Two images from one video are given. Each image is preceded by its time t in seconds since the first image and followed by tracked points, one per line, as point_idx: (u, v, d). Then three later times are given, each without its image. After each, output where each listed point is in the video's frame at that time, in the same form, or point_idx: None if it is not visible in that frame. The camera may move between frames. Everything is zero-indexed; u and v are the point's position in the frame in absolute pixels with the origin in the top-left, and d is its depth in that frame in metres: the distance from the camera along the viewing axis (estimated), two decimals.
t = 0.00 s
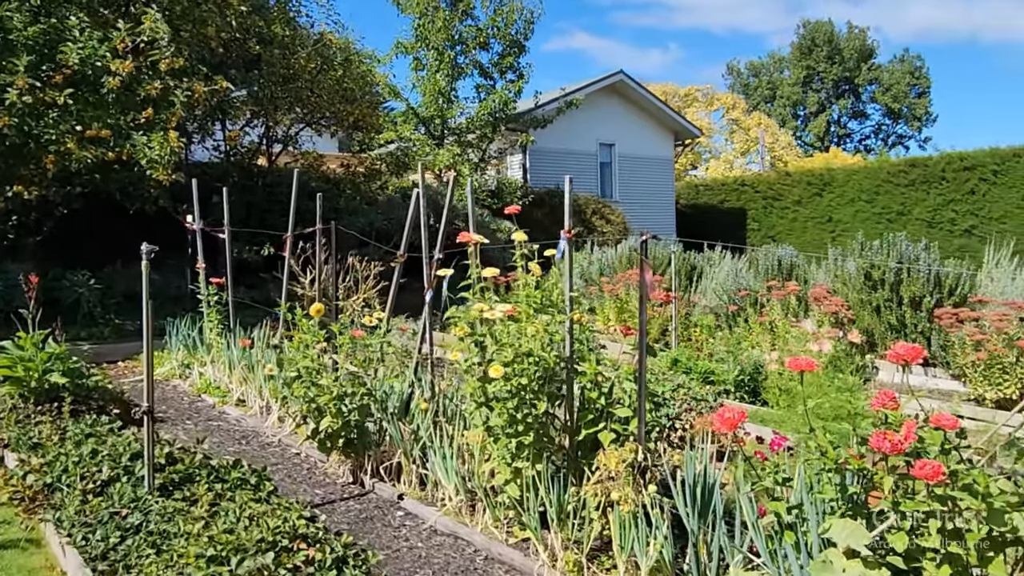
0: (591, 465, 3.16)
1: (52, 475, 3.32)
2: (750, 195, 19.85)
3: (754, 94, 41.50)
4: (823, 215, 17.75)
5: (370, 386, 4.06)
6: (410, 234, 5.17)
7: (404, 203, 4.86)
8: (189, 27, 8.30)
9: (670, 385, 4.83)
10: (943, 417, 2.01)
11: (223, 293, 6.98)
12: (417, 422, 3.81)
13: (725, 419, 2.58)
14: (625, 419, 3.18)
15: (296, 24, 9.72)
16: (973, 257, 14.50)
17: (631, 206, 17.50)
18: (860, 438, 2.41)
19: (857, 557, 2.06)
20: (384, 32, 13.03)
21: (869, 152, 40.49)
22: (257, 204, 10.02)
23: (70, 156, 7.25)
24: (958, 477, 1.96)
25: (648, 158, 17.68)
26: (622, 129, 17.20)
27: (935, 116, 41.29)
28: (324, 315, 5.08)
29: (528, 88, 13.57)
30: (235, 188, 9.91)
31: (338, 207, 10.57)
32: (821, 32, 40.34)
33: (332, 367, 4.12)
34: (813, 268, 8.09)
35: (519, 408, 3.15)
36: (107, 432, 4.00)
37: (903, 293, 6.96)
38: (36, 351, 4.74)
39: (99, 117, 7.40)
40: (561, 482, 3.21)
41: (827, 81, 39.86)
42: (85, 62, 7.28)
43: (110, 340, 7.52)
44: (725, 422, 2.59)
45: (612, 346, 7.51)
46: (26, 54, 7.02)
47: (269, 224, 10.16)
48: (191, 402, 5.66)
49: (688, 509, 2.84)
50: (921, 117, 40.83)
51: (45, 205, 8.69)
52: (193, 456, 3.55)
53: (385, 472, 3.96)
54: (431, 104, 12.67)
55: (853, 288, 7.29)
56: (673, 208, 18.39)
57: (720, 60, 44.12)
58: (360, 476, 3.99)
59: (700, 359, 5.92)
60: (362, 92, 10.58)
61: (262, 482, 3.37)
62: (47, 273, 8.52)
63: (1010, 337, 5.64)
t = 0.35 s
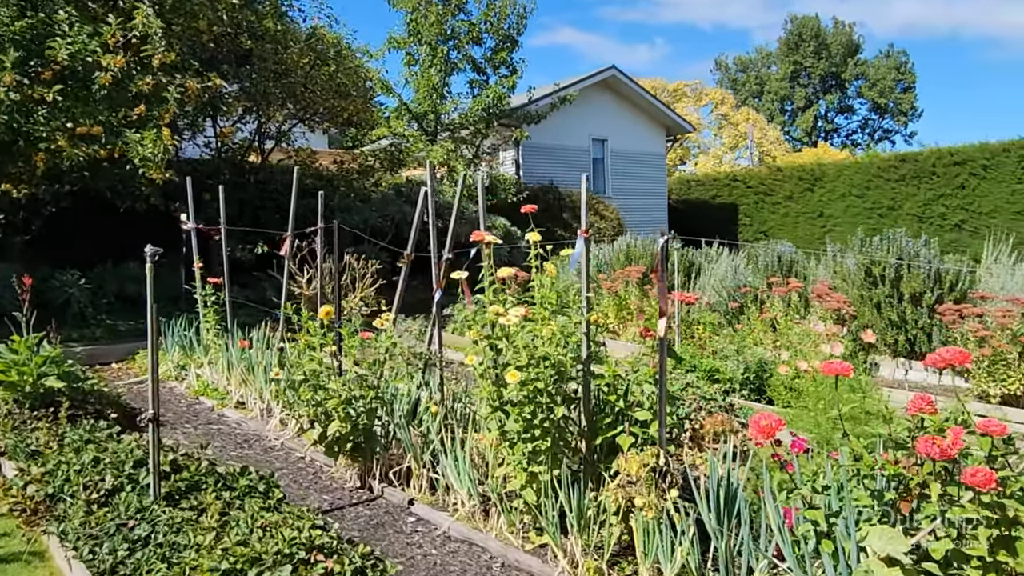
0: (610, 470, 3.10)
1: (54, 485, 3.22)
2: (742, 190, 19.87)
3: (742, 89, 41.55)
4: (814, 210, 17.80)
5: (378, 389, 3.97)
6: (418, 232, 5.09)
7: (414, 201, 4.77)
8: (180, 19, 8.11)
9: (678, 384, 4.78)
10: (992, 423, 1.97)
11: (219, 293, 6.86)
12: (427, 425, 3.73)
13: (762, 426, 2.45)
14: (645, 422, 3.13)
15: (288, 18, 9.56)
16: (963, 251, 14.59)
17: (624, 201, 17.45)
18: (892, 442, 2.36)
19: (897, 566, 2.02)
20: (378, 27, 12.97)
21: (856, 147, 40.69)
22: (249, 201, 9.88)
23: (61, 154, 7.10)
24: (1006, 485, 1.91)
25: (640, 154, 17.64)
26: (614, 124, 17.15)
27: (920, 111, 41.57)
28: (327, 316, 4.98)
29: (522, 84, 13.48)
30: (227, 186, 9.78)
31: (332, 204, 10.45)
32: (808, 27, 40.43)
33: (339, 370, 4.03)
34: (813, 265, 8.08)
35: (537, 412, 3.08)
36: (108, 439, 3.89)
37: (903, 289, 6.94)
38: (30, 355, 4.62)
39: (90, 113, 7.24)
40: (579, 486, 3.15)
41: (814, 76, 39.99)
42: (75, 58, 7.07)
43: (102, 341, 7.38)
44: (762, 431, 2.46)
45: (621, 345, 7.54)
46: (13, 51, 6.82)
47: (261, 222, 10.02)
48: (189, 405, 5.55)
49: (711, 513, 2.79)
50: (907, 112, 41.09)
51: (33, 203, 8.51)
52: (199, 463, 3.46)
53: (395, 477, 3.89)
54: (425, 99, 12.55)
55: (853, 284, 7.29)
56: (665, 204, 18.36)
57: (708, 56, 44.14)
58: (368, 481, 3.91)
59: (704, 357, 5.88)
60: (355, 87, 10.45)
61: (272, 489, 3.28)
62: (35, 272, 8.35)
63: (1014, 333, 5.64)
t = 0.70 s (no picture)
0: (628, 472, 3.03)
1: (58, 491, 3.13)
2: (736, 186, 19.86)
3: (733, 85, 41.58)
4: (808, 206, 17.82)
5: (387, 390, 3.89)
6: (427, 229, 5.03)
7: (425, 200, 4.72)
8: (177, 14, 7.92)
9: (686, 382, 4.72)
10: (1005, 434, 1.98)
11: (217, 291, 6.76)
12: (437, 427, 3.67)
13: (800, 428, 2.34)
14: (664, 424, 3.07)
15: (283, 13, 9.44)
16: (957, 246, 14.65)
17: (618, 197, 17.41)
18: (924, 443, 2.31)
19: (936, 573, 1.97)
20: (372, 21, 12.75)
21: (847, 143, 40.83)
22: (242, 198, 9.81)
23: (53, 150, 6.98)
24: None
25: (635, 150, 17.61)
26: (609, 120, 17.10)
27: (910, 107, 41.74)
28: (329, 315, 4.89)
29: (517, 80, 13.41)
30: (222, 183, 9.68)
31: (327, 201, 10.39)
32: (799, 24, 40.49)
33: (347, 371, 3.95)
34: (814, 261, 8.07)
35: (554, 414, 3.02)
36: (110, 443, 3.80)
37: (905, 285, 6.93)
38: (27, 357, 4.51)
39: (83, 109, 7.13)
40: (596, 489, 3.10)
41: (804, 72, 40.07)
42: (68, 52, 7.00)
43: (96, 341, 7.26)
44: (800, 433, 2.36)
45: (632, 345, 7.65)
46: (5, 45, 6.70)
47: (257, 220, 9.91)
48: (188, 406, 5.45)
49: (733, 515, 2.74)
50: (896, 108, 41.24)
51: (24, 201, 8.37)
52: (206, 467, 3.38)
53: (404, 479, 3.82)
54: (420, 95, 12.44)
55: (854, 280, 7.28)
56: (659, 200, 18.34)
57: (699, 52, 44.17)
58: (377, 484, 3.84)
59: (708, 355, 5.84)
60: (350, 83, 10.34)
61: (282, 494, 3.21)
62: (27, 271, 8.20)
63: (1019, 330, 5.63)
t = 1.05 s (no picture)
0: (647, 474, 2.95)
1: (61, 494, 3.04)
2: (738, 184, 19.77)
3: (733, 83, 41.48)
4: (811, 204, 17.75)
5: (396, 391, 3.80)
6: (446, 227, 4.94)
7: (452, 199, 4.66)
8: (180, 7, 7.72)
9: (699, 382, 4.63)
10: None
11: (220, 290, 6.66)
12: (448, 428, 3.59)
13: (835, 432, 2.26)
14: (685, 426, 2.98)
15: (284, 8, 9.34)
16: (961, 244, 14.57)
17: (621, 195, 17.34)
18: (962, 447, 2.23)
19: None
20: (374, 15, 12.72)
21: (847, 141, 40.74)
22: (242, 196, 9.74)
23: (53, 146, 6.90)
24: None
25: (637, 148, 17.53)
26: (612, 118, 17.01)
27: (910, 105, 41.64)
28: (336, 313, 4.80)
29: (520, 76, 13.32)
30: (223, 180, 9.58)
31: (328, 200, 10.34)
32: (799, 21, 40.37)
33: (355, 371, 3.86)
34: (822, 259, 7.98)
35: (571, 415, 2.93)
36: (113, 445, 3.71)
37: (916, 284, 6.84)
38: (28, 356, 4.43)
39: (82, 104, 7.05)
40: (614, 492, 3.01)
41: (805, 70, 39.96)
42: (67, 46, 6.92)
43: (97, 340, 7.17)
44: (835, 438, 2.27)
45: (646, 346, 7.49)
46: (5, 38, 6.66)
47: (258, 217, 9.81)
48: (191, 406, 5.36)
49: (757, 520, 2.67)
50: (897, 106, 41.15)
51: (24, 198, 8.27)
52: (213, 469, 3.30)
53: (414, 481, 3.74)
54: (423, 92, 12.35)
55: (864, 279, 7.20)
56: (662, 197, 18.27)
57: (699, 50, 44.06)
58: (386, 486, 3.75)
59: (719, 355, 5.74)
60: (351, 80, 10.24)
61: (290, 498, 3.13)
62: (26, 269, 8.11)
63: None
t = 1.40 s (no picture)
0: (681, 491, 2.79)
1: (65, 510, 2.90)
2: (749, 186, 19.57)
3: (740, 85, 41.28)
4: (823, 206, 17.55)
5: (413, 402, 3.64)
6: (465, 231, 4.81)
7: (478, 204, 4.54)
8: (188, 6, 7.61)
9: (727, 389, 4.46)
10: None
11: (228, 293, 6.53)
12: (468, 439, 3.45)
13: (903, 452, 2.20)
14: (720, 441, 2.81)
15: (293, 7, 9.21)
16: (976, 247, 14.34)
17: (630, 197, 17.20)
18: None
19: None
20: (383, 16, 12.60)
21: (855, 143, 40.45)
22: (249, 197, 9.62)
23: (59, 147, 6.79)
24: None
25: (647, 149, 17.36)
26: (622, 119, 16.85)
27: (920, 107, 41.31)
28: (349, 318, 4.66)
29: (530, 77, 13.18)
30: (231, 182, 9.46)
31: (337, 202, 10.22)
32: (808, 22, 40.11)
33: (370, 380, 3.69)
34: (842, 262, 7.80)
35: (600, 428, 2.76)
36: (119, 456, 3.58)
37: (940, 288, 6.66)
38: (32, 362, 4.30)
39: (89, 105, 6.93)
40: (644, 509, 2.85)
41: (813, 71, 39.69)
42: (74, 46, 6.81)
43: (103, 345, 7.04)
44: (904, 459, 2.21)
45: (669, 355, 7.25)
46: (10, 38, 6.55)
47: (267, 220, 9.68)
48: (199, 413, 5.23)
49: (800, 541, 2.51)
50: (906, 108, 40.83)
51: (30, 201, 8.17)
52: (222, 483, 3.15)
53: (430, 495, 3.58)
54: (432, 93, 12.22)
55: (886, 282, 7.02)
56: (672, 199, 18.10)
57: (706, 51, 43.90)
58: (402, 500, 3.61)
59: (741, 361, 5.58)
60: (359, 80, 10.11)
61: (305, 513, 2.98)
62: (32, 273, 8.00)
63: None
